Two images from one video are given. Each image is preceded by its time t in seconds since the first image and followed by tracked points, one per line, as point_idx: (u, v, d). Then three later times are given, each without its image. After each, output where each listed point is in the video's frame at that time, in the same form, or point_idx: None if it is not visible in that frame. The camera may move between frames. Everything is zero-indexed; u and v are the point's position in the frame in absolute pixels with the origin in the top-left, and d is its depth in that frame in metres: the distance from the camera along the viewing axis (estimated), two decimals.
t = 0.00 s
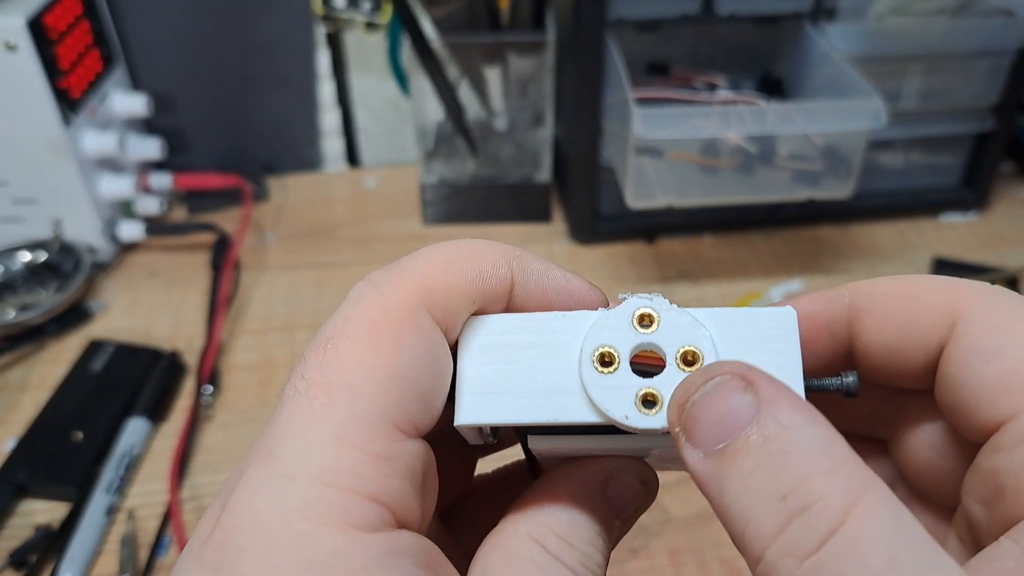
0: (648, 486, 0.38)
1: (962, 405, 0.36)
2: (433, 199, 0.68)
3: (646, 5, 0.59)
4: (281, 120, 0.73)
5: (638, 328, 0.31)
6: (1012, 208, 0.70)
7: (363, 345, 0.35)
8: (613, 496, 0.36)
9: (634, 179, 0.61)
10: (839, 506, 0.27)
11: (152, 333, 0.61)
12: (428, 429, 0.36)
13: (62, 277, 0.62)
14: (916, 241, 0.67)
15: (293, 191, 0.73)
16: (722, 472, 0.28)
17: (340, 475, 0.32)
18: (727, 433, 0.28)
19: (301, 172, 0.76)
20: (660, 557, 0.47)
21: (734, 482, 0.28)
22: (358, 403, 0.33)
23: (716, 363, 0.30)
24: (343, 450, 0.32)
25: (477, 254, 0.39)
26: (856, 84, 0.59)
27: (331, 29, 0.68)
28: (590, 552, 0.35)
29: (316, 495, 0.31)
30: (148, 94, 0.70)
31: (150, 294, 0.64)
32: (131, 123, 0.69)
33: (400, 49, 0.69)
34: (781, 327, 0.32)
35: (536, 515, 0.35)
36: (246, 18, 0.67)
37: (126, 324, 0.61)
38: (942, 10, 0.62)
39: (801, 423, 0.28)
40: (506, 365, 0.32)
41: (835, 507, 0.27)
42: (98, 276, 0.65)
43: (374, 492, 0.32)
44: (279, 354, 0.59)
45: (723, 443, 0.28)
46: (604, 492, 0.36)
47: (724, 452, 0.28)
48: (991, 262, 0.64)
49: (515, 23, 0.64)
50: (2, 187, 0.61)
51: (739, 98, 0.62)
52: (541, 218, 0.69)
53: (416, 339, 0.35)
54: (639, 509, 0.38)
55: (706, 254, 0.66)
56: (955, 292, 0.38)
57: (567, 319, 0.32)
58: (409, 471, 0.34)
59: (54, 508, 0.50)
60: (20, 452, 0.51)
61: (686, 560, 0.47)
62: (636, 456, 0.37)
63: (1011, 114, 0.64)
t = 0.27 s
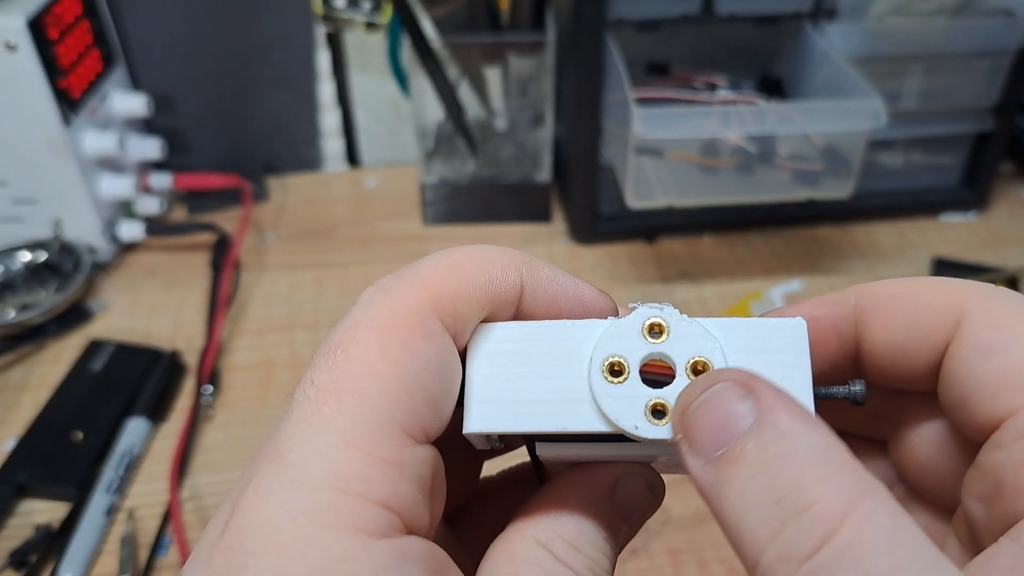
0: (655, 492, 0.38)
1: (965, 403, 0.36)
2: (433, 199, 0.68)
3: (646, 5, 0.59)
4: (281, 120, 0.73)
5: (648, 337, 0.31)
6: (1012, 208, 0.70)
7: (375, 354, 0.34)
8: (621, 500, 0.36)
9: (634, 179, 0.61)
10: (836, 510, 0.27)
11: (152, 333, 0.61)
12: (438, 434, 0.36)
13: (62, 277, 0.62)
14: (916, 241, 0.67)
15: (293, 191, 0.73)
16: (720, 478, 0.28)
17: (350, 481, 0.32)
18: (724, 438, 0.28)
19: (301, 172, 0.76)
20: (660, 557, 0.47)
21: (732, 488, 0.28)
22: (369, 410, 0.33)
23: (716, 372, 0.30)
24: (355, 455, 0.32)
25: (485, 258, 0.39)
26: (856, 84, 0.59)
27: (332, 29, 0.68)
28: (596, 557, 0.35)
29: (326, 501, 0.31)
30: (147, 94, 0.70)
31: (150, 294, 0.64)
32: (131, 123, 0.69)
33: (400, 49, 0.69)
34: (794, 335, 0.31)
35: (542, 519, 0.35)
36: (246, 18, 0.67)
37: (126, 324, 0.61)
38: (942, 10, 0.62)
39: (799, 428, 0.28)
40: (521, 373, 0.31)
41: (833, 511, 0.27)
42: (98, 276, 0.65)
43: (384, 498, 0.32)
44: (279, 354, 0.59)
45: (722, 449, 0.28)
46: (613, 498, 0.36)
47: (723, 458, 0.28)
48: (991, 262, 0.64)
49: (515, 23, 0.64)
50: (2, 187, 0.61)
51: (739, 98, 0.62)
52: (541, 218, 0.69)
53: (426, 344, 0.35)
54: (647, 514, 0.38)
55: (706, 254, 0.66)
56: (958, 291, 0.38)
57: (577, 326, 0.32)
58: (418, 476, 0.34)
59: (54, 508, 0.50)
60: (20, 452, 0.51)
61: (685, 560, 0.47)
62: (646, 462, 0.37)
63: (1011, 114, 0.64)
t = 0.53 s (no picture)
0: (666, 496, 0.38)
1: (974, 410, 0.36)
2: (433, 199, 0.68)
3: (646, 5, 0.59)
4: (280, 120, 0.73)
5: (640, 342, 0.31)
6: (1012, 208, 0.70)
7: (379, 368, 0.34)
8: (627, 506, 0.36)
9: (635, 179, 0.61)
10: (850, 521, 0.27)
11: (152, 333, 0.61)
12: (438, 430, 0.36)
13: (62, 276, 0.62)
14: (916, 241, 0.67)
15: (293, 191, 0.73)
16: (730, 486, 0.28)
17: (348, 472, 0.32)
18: (735, 448, 0.28)
19: (301, 172, 0.76)
20: (660, 557, 0.47)
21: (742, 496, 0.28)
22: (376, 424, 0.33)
23: (724, 374, 0.30)
24: (359, 466, 0.32)
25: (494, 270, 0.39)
26: (856, 83, 0.59)
27: (332, 29, 0.68)
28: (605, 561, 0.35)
29: (326, 495, 0.31)
30: (148, 94, 0.70)
31: (151, 294, 0.64)
32: (131, 123, 0.69)
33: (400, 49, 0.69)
34: (790, 340, 0.31)
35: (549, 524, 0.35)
36: (246, 18, 0.67)
37: (126, 324, 0.61)
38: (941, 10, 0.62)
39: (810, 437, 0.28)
40: (516, 380, 0.31)
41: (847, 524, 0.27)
42: (98, 276, 0.65)
43: (384, 489, 0.32)
44: (279, 354, 0.59)
45: (732, 456, 0.28)
46: (618, 505, 0.36)
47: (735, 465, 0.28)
48: (991, 262, 0.64)
49: (515, 23, 0.64)
50: (3, 187, 0.61)
51: (739, 98, 0.62)
52: (541, 218, 0.69)
53: (422, 344, 0.35)
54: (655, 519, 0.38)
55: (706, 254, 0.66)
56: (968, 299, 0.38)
57: (573, 332, 0.32)
58: (419, 471, 0.34)
59: (54, 508, 0.50)
60: (20, 452, 0.51)
61: (685, 561, 0.47)
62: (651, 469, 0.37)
63: (1011, 114, 0.64)
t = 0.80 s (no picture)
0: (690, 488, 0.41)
1: None
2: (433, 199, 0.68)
3: (646, 5, 0.59)
4: (280, 120, 0.73)
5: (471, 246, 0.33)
6: (1012, 208, 0.70)
7: (287, 361, 0.42)
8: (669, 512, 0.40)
9: (635, 179, 0.61)
10: None
11: (152, 333, 0.61)
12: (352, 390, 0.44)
13: (63, 276, 0.62)
14: (916, 241, 0.67)
15: (293, 190, 0.73)
16: None
17: (267, 424, 0.39)
18: None
19: (300, 172, 0.76)
20: (660, 557, 0.47)
21: None
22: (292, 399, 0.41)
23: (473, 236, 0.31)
24: (268, 431, 0.39)
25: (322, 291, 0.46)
26: (857, 83, 0.58)
27: (332, 29, 0.67)
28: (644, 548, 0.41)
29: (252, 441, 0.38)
30: (148, 94, 0.70)
31: (151, 294, 0.64)
32: (131, 123, 0.69)
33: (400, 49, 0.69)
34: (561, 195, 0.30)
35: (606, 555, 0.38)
36: (246, 18, 0.67)
37: (126, 324, 0.61)
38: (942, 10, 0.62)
39: None
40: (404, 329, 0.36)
41: None
42: (98, 276, 0.65)
43: (290, 436, 0.39)
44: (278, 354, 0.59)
45: None
46: (504, 438, 0.32)
47: None
48: (991, 262, 0.64)
49: (515, 24, 0.64)
50: (3, 187, 0.61)
51: (739, 98, 0.62)
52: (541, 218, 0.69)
53: (309, 312, 0.45)
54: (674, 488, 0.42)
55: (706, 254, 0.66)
56: None
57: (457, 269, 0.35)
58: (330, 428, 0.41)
59: (54, 508, 0.50)
60: (20, 452, 0.51)
61: (686, 561, 0.46)
62: (538, 397, 0.33)
63: (1011, 114, 0.64)
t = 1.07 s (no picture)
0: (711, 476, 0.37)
1: None
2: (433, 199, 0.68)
3: (645, 5, 0.59)
4: (280, 120, 0.73)
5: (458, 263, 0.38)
6: (1012, 208, 0.70)
7: (358, 401, 0.51)
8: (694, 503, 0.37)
9: (634, 180, 0.61)
10: None
11: (152, 333, 0.61)
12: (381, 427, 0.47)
13: (63, 276, 0.61)
14: (916, 241, 0.67)
15: (293, 190, 0.73)
16: None
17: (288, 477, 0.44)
18: None
19: (301, 172, 0.76)
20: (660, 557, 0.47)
21: None
22: (342, 428, 0.49)
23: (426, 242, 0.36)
24: (311, 450, 0.47)
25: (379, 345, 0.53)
26: (856, 82, 0.58)
27: (332, 29, 0.68)
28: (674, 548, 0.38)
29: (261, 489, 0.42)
30: (148, 94, 0.70)
31: (151, 294, 0.64)
32: (131, 123, 0.69)
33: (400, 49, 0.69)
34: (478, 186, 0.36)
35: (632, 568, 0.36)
36: (247, 18, 0.67)
37: (126, 324, 0.61)
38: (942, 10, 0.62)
39: None
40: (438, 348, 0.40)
41: None
42: (99, 276, 0.65)
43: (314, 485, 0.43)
44: (278, 354, 0.59)
45: None
46: (475, 417, 0.34)
47: None
48: (991, 262, 0.64)
49: (515, 24, 0.64)
50: (3, 186, 0.61)
51: (739, 98, 0.62)
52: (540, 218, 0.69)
53: (379, 361, 0.52)
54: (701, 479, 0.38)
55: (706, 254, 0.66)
56: None
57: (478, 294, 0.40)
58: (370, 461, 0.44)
59: (54, 508, 0.50)
60: (20, 451, 0.51)
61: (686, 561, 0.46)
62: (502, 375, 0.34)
63: (1012, 114, 0.64)
